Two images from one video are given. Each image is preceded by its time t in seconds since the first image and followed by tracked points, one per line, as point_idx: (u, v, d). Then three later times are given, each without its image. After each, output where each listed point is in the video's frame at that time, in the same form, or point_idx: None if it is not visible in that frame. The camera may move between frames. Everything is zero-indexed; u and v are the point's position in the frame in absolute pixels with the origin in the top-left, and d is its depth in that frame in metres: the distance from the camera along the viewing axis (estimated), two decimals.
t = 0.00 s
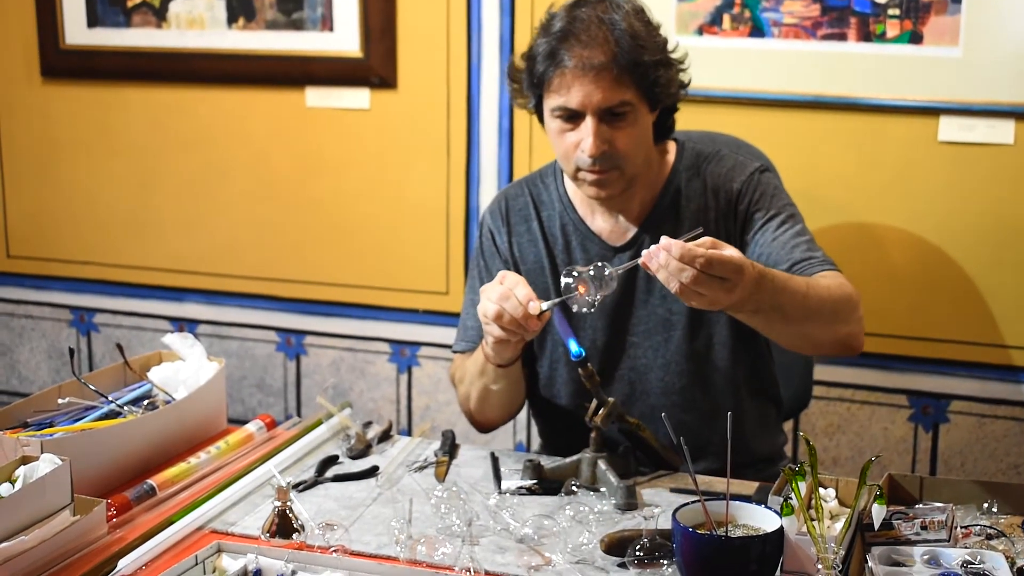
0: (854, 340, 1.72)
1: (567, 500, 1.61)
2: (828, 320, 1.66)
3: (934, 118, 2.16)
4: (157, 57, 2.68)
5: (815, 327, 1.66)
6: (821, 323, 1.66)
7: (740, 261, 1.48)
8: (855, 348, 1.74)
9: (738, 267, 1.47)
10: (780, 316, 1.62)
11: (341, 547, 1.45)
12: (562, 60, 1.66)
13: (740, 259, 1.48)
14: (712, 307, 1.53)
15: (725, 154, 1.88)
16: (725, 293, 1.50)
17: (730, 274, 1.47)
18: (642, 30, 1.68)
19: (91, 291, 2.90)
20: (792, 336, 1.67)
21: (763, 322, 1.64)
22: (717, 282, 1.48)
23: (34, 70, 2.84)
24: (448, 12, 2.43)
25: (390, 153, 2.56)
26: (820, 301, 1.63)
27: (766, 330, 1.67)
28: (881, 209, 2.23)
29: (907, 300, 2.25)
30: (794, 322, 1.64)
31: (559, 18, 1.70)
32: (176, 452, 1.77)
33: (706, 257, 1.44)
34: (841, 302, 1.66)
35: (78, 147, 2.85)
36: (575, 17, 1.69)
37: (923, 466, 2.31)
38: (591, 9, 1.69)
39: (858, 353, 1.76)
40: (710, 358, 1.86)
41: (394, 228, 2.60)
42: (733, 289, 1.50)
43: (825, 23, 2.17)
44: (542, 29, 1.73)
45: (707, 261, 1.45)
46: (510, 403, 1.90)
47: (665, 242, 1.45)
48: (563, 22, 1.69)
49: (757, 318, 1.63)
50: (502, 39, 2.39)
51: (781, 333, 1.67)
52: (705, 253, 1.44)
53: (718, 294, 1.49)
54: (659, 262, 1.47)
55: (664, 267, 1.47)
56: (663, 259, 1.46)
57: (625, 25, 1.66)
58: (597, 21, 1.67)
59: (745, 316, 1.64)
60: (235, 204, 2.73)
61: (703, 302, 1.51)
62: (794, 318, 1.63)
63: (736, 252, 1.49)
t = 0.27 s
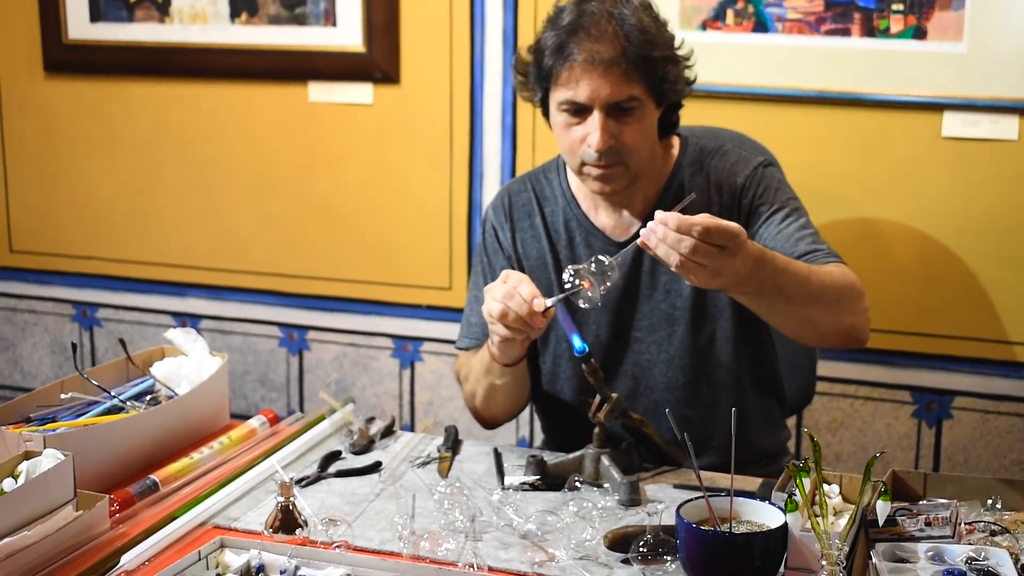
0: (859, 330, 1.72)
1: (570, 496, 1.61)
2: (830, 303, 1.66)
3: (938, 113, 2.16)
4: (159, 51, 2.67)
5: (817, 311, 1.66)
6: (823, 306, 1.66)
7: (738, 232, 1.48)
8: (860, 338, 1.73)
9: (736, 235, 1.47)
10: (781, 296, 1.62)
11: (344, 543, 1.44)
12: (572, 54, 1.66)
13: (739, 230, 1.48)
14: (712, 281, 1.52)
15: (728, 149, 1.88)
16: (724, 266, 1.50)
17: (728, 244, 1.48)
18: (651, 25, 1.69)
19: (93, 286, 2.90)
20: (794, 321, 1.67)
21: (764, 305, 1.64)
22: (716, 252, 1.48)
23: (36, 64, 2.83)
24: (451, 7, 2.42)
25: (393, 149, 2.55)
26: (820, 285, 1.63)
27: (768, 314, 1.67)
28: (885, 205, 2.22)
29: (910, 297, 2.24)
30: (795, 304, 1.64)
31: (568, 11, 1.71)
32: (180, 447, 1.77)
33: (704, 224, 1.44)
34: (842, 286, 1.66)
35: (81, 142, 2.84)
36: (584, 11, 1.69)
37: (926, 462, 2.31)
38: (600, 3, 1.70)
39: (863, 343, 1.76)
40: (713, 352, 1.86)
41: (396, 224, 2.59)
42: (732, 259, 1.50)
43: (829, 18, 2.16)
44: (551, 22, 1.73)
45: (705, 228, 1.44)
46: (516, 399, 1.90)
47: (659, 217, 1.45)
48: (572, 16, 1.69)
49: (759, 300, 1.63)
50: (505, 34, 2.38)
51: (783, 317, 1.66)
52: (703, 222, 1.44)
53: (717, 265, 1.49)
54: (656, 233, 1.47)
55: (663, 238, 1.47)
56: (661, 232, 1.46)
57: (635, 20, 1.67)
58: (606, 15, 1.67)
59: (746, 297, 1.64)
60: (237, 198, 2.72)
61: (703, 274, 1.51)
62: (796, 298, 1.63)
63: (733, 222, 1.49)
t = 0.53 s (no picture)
0: (863, 323, 1.72)
1: (575, 493, 1.60)
2: (833, 293, 1.66)
3: (944, 111, 2.15)
4: (163, 47, 2.67)
5: (820, 301, 1.66)
6: (828, 298, 1.66)
7: (737, 216, 1.49)
8: (865, 331, 1.74)
9: (734, 217, 1.49)
10: (783, 285, 1.62)
11: (349, 539, 1.44)
12: (582, 49, 1.66)
13: (738, 214, 1.49)
14: (712, 267, 1.53)
15: (733, 144, 1.88)
16: (723, 251, 1.51)
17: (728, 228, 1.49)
18: (662, 22, 1.68)
19: (98, 282, 2.90)
20: (797, 312, 1.67)
21: (767, 295, 1.64)
22: (715, 236, 1.49)
23: (41, 60, 2.83)
24: (456, 3, 2.42)
25: (397, 145, 2.55)
26: (825, 275, 1.64)
27: (770, 305, 1.67)
28: (890, 202, 2.22)
29: (914, 294, 2.24)
30: (798, 294, 1.64)
31: (578, 6, 1.70)
32: (184, 443, 1.77)
33: (700, 209, 1.47)
34: (848, 278, 1.66)
35: (85, 138, 2.84)
36: (594, 7, 1.69)
37: (931, 460, 2.31)
38: None
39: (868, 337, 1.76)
40: (718, 348, 1.86)
41: (401, 220, 2.59)
42: (732, 242, 1.51)
43: (835, 15, 2.16)
44: (561, 16, 1.73)
45: (702, 212, 1.47)
46: (522, 396, 1.90)
47: (656, 204, 1.48)
48: (583, 10, 1.69)
49: (762, 290, 1.64)
50: (510, 31, 2.38)
51: (787, 308, 1.67)
52: (699, 206, 1.47)
53: (717, 248, 1.50)
54: (654, 219, 1.49)
55: (660, 224, 1.49)
56: (659, 218, 1.49)
57: (646, 16, 1.66)
58: (617, 11, 1.67)
59: (748, 287, 1.64)
60: (241, 194, 2.72)
61: (703, 259, 1.52)
62: (799, 289, 1.63)
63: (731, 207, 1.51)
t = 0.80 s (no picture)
0: (867, 320, 1.71)
1: (581, 492, 1.60)
2: (835, 289, 1.65)
3: (949, 110, 2.15)
4: (168, 45, 2.67)
5: (823, 297, 1.65)
6: (830, 294, 1.65)
7: (737, 208, 1.50)
8: (870, 327, 1.72)
9: (733, 209, 1.49)
10: (784, 280, 1.62)
11: (355, 537, 1.44)
12: (589, 47, 1.66)
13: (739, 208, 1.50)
14: (713, 260, 1.53)
15: (738, 142, 1.88)
16: (724, 244, 1.51)
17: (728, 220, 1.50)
18: (669, 21, 1.68)
19: (103, 280, 2.90)
20: (799, 307, 1.66)
21: (768, 290, 1.64)
22: (715, 229, 1.49)
23: (46, 58, 2.83)
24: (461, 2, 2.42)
25: (402, 144, 2.55)
26: (826, 270, 1.63)
27: (772, 300, 1.67)
28: (896, 201, 2.22)
29: (919, 294, 2.24)
30: (800, 289, 1.63)
31: (586, 4, 1.70)
32: (189, 441, 1.77)
33: (699, 202, 1.47)
34: (850, 273, 1.65)
35: (90, 136, 2.84)
36: (601, 6, 1.69)
37: (936, 460, 2.31)
38: None
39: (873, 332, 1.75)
40: (723, 347, 1.86)
41: (405, 218, 2.59)
42: (732, 233, 1.51)
43: (840, 14, 2.16)
44: (568, 14, 1.72)
45: (701, 205, 1.47)
46: (527, 395, 1.90)
47: (656, 199, 1.49)
48: (591, 9, 1.69)
49: (764, 285, 1.63)
50: (515, 29, 2.38)
51: (789, 303, 1.66)
52: (697, 200, 1.47)
53: (718, 241, 1.51)
54: (653, 214, 1.50)
55: (660, 219, 1.50)
56: (658, 213, 1.49)
57: (653, 16, 1.66)
58: (625, 10, 1.67)
59: (750, 283, 1.64)
60: (245, 193, 2.72)
61: (704, 253, 1.52)
62: (801, 284, 1.63)
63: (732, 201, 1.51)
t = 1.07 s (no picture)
0: (868, 315, 1.70)
1: (584, 491, 1.60)
2: (835, 283, 1.65)
3: (952, 110, 2.15)
4: (171, 44, 2.67)
5: (823, 292, 1.65)
6: (830, 289, 1.65)
7: (734, 202, 1.50)
8: (871, 323, 1.72)
9: (732, 203, 1.48)
10: (784, 274, 1.62)
11: (358, 536, 1.44)
12: (593, 46, 1.66)
13: (737, 203, 1.50)
14: (713, 254, 1.53)
15: (740, 141, 1.88)
16: (722, 238, 1.51)
17: (725, 215, 1.49)
18: (673, 21, 1.69)
19: (106, 279, 2.90)
20: (799, 302, 1.66)
21: (768, 285, 1.64)
22: (713, 223, 1.49)
23: (49, 57, 2.83)
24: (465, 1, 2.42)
25: (405, 143, 2.55)
26: (824, 263, 1.63)
27: (772, 296, 1.66)
28: (899, 201, 2.22)
29: (922, 293, 2.24)
30: (800, 283, 1.63)
31: (590, 3, 1.70)
32: (192, 440, 1.77)
33: (697, 196, 1.47)
34: (849, 267, 1.65)
35: (93, 134, 2.84)
36: (605, 5, 1.69)
37: (939, 459, 2.31)
38: None
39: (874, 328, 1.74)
40: (725, 345, 1.86)
41: (408, 217, 2.59)
42: (730, 227, 1.51)
43: (843, 14, 2.16)
44: (572, 13, 1.72)
45: (699, 199, 1.47)
46: (530, 394, 1.90)
47: (654, 194, 1.49)
48: (595, 7, 1.69)
49: (764, 280, 1.63)
50: (518, 29, 2.38)
51: (789, 299, 1.66)
52: (695, 194, 1.47)
53: (716, 235, 1.50)
54: (651, 209, 1.50)
55: (659, 214, 1.49)
56: (657, 207, 1.49)
57: (658, 15, 1.66)
58: (630, 9, 1.67)
59: (750, 278, 1.64)
60: (248, 192, 2.72)
61: (703, 247, 1.52)
62: (800, 278, 1.63)
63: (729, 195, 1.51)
